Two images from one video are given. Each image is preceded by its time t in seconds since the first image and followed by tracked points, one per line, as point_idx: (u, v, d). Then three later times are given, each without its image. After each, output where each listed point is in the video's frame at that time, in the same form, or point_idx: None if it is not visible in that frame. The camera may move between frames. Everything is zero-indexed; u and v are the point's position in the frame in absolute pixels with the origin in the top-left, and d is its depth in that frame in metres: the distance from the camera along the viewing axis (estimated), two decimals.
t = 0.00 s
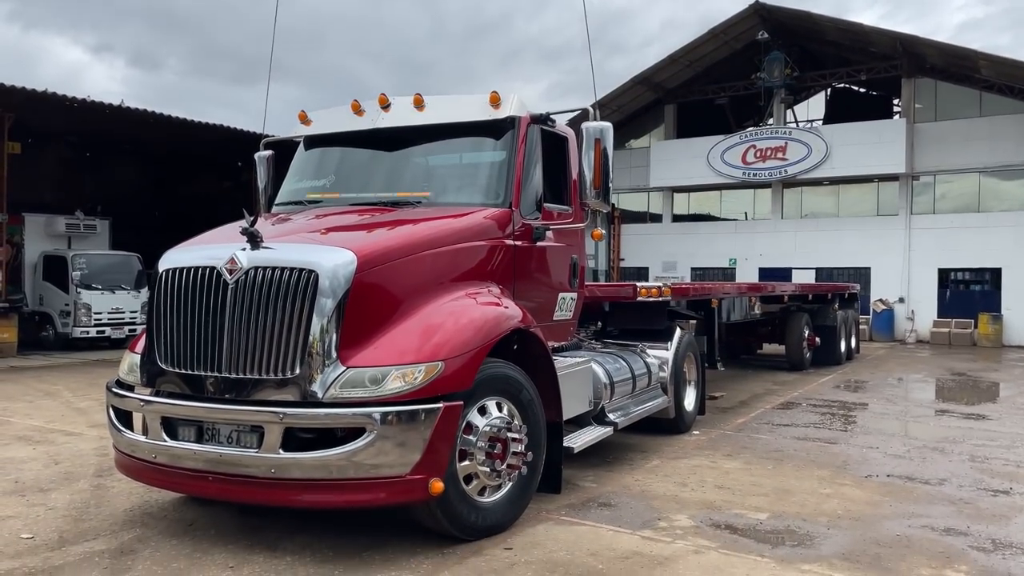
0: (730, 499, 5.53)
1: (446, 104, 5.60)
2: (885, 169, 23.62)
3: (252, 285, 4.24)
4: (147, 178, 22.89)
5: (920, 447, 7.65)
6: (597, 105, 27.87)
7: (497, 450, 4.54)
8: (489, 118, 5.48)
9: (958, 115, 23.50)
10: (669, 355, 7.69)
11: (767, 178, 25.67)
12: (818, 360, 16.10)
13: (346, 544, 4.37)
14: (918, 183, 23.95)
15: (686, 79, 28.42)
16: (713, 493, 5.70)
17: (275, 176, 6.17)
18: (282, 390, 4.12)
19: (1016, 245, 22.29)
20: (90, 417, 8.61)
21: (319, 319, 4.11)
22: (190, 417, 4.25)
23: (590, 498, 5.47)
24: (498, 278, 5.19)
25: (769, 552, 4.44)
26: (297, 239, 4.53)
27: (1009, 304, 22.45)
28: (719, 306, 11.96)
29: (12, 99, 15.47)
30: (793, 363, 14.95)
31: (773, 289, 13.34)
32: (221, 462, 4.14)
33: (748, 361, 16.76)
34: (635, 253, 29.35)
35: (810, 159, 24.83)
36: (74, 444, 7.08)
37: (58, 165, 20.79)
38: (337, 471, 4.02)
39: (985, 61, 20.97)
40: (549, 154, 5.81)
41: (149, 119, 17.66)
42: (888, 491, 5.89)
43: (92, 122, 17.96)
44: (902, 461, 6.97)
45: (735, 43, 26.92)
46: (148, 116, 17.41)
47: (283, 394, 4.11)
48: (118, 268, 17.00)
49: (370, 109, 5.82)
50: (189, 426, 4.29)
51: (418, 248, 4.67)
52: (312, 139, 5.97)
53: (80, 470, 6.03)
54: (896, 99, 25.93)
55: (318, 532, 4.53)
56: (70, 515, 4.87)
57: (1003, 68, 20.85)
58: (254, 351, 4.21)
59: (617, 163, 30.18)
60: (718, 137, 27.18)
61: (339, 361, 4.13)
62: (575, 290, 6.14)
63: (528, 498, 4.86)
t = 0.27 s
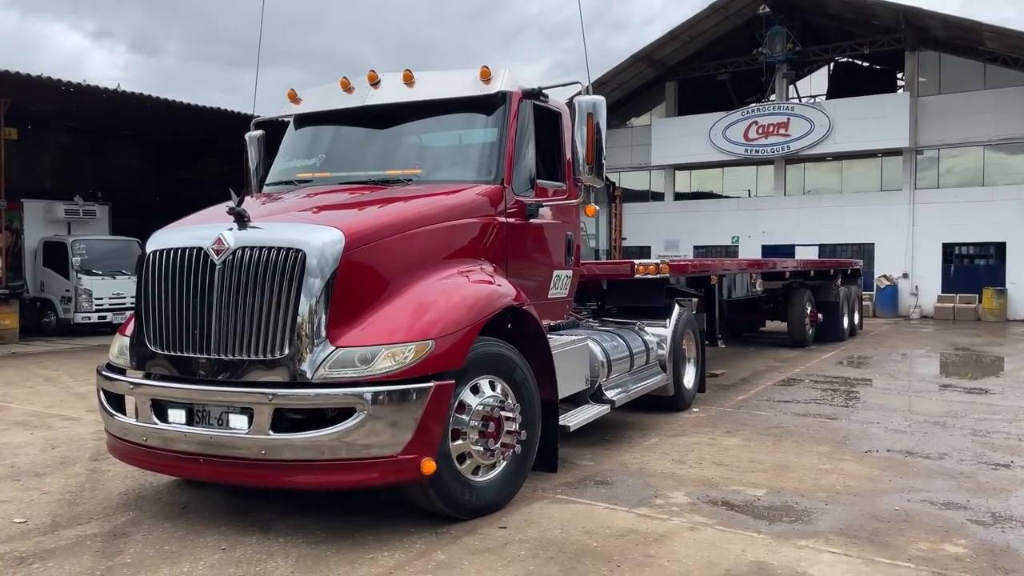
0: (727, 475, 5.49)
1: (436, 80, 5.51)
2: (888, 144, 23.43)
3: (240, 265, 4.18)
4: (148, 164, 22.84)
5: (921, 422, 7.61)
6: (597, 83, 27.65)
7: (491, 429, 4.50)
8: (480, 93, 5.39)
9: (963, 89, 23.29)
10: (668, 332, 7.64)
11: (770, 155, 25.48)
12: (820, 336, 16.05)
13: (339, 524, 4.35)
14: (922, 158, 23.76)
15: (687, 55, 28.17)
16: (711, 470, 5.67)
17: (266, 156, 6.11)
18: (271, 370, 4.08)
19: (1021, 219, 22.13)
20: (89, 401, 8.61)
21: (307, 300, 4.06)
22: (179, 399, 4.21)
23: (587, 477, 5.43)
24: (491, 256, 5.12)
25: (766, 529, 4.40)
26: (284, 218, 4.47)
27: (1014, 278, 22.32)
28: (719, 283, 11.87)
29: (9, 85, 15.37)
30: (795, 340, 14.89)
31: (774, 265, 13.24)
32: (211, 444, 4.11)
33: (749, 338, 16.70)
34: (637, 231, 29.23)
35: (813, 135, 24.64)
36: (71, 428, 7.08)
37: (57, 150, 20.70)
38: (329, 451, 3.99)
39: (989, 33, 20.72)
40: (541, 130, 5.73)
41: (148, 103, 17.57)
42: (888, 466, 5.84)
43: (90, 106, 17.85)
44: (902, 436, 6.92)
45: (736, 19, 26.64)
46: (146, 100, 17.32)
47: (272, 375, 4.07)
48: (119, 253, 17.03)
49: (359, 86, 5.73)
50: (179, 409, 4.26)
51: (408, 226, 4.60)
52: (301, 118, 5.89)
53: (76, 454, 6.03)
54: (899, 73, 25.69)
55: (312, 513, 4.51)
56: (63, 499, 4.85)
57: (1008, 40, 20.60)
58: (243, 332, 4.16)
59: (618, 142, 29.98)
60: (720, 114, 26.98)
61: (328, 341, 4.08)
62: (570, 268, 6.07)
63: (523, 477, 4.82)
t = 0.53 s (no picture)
0: (722, 464, 5.41)
1: (421, 63, 5.40)
2: (892, 127, 23.22)
3: (218, 255, 4.09)
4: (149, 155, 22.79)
5: (922, 408, 7.51)
6: (598, 68, 27.44)
7: (478, 419, 4.42)
8: (466, 77, 5.27)
9: (968, 70, 23.05)
10: (665, 319, 7.54)
11: (773, 139, 25.27)
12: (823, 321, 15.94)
13: (324, 517, 4.28)
14: (926, 140, 23.53)
15: (688, 40, 27.93)
16: (706, 458, 5.58)
17: (252, 144, 6.02)
18: (251, 362, 4.00)
19: None
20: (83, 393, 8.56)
21: (287, 290, 3.97)
22: (159, 392, 4.14)
23: (580, 466, 5.35)
24: (480, 243, 5.03)
25: (759, 519, 4.32)
26: (265, 206, 4.39)
27: (1019, 261, 22.12)
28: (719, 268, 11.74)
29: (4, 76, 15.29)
30: (797, 326, 14.78)
31: (775, 250, 13.12)
32: (192, 437, 4.04)
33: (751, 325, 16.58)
34: (639, 218, 29.07)
35: (816, 118, 24.43)
36: (62, 421, 7.03)
37: (58, 142, 20.64)
38: (311, 444, 3.91)
39: (994, 13, 20.46)
40: (530, 113, 5.62)
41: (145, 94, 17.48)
42: (886, 453, 5.75)
43: (88, 97, 17.78)
44: (902, 422, 6.82)
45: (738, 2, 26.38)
46: (143, 90, 17.22)
47: (252, 366, 3.99)
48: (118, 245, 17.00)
49: (344, 71, 5.62)
50: (159, 401, 4.18)
51: (392, 212, 4.51)
52: (286, 104, 5.78)
53: (65, 447, 5.97)
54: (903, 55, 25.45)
55: (297, 506, 4.44)
56: (48, 493, 4.79)
57: (1014, 20, 20.34)
58: (223, 323, 4.09)
59: (620, 127, 29.80)
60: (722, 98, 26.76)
61: (309, 331, 3.99)
62: (562, 254, 5.97)
63: (513, 467, 4.74)
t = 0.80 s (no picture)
0: (723, 459, 5.33)
1: (415, 53, 5.32)
2: (902, 117, 22.98)
3: (207, 248, 4.03)
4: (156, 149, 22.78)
5: (930, 401, 7.39)
6: (605, 60, 27.27)
7: (472, 414, 4.35)
8: (461, 67, 5.19)
9: (979, 59, 22.79)
10: (667, 312, 7.45)
11: (781, 130, 25.06)
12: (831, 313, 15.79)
13: (317, 514, 4.23)
14: (937, 130, 23.27)
15: (696, 30, 27.72)
16: (707, 453, 5.50)
17: (247, 137, 5.96)
18: (240, 357, 3.93)
19: None
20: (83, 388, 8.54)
21: (275, 284, 3.91)
22: (148, 388, 4.08)
23: (578, 462, 5.28)
24: (476, 235, 4.96)
25: (758, 515, 4.24)
26: (255, 199, 4.32)
27: None
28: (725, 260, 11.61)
29: (8, 72, 15.28)
30: (804, 318, 14.64)
31: (782, 242, 12.92)
32: (181, 433, 3.99)
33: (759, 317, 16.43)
34: (647, 210, 28.91)
35: (825, 109, 24.21)
36: (61, 416, 7.00)
37: (65, 137, 20.66)
38: (301, 440, 3.85)
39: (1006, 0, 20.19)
40: (527, 103, 5.53)
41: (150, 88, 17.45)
42: (891, 447, 5.65)
43: (93, 92, 17.77)
44: (908, 416, 6.72)
45: None
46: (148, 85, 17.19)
47: (240, 361, 3.93)
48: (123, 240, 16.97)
49: (338, 62, 5.55)
50: (149, 397, 4.13)
51: (384, 204, 4.44)
52: (280, 96, 5.71)
53: (61, 443, 5.94)
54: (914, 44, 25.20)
55: (290, 503, 4.38)
56: (41, 490, 4.76)
57: None
58: (212, 318, 4.03)
59: (627, 119, 29.61)
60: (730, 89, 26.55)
61: (298, 326, 3.93)
62: (561, 247, 5.88)
63: (509, 462, 4.67)
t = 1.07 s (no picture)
0: (731, 457, 5.27)
1: (419, 47, 5.27)
2: (915, 111, 22.75)
3: (207, 245, 4.01)
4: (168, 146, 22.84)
5: (942, 398, 7.29)
6: (615, 55, 27.13)
7: (474, 413, 4.31)
8: (465, 61, 5.14)
9: (994, 52, 22.52)
10: (675, 309, 7.39)
11: (793, 124, 24.87)
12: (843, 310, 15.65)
13: (319, 513, 4.20)
14: (951, 125, 23.03)
15: (707, 24, 27.55)
16: (714, 451, 5.44)
17: (251, 133, 5.94)
18: (240, 355, 3.90)
19: None
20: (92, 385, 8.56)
21: (276, 281, 3.87)
22: (149, 385, 4.06)
23: (584, 460, 5.23)
24: (480, 232, 4.91)
25: (764, 515, 4.18)
26: (257, 195, 4.29)
27: None
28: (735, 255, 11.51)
29: (19, 70, 15.33)
30: (816, 314, 14.52)
31: (793, 237, 12.80)
32: (182, 431, 3.96)
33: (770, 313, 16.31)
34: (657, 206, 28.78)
35: (837, 103, 24.01)
36: (68, 413, 7.01)
37: (77, 135, 20.75)
38: (302, 439, 3.82)
39: None
40: (531, 98, 5.47)
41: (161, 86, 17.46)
42: (901, 446, 5.57)
43: (105, 90, 17.83)
44: (920, 413, 6.63)
45: None
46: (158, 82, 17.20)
47: (241, 359, 3.90)
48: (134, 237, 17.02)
49: (341, 57, 5.50)
50: (149, 395, 4.11)
51: (386, 200, 4.40)
52: (284, 92, 5.68)
53: (67, 440, 5.95)
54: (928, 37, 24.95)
55: (293, 502, 4.35)
56: (45, 487, 4.76)
57: None
58: (213, 315, 4.00)
59: (638, 114, 29.48)
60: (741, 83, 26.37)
61: (299, 323, 3.89)
62: (567, 243, 5.82)
63: (513, 461, 4.63)
